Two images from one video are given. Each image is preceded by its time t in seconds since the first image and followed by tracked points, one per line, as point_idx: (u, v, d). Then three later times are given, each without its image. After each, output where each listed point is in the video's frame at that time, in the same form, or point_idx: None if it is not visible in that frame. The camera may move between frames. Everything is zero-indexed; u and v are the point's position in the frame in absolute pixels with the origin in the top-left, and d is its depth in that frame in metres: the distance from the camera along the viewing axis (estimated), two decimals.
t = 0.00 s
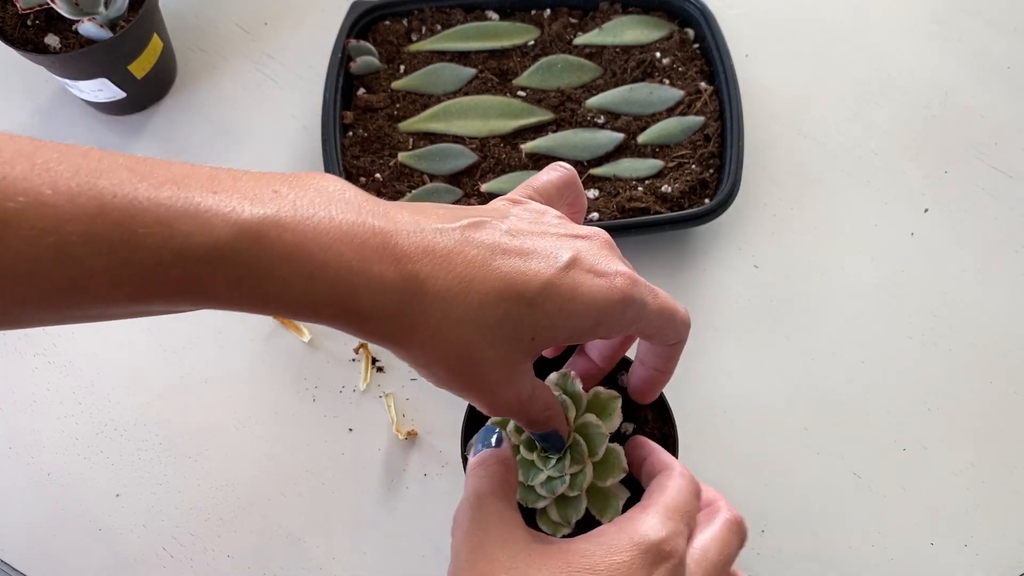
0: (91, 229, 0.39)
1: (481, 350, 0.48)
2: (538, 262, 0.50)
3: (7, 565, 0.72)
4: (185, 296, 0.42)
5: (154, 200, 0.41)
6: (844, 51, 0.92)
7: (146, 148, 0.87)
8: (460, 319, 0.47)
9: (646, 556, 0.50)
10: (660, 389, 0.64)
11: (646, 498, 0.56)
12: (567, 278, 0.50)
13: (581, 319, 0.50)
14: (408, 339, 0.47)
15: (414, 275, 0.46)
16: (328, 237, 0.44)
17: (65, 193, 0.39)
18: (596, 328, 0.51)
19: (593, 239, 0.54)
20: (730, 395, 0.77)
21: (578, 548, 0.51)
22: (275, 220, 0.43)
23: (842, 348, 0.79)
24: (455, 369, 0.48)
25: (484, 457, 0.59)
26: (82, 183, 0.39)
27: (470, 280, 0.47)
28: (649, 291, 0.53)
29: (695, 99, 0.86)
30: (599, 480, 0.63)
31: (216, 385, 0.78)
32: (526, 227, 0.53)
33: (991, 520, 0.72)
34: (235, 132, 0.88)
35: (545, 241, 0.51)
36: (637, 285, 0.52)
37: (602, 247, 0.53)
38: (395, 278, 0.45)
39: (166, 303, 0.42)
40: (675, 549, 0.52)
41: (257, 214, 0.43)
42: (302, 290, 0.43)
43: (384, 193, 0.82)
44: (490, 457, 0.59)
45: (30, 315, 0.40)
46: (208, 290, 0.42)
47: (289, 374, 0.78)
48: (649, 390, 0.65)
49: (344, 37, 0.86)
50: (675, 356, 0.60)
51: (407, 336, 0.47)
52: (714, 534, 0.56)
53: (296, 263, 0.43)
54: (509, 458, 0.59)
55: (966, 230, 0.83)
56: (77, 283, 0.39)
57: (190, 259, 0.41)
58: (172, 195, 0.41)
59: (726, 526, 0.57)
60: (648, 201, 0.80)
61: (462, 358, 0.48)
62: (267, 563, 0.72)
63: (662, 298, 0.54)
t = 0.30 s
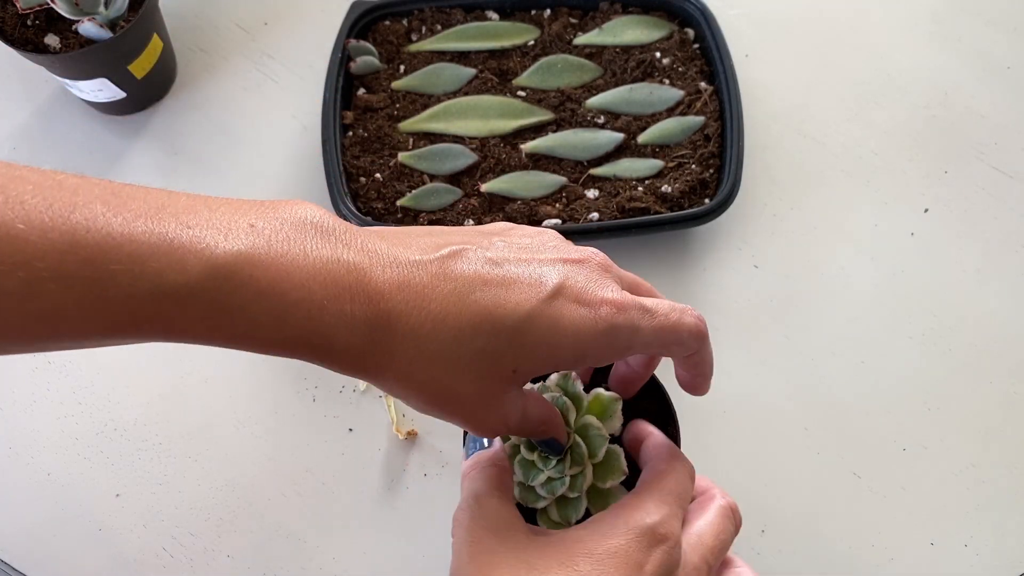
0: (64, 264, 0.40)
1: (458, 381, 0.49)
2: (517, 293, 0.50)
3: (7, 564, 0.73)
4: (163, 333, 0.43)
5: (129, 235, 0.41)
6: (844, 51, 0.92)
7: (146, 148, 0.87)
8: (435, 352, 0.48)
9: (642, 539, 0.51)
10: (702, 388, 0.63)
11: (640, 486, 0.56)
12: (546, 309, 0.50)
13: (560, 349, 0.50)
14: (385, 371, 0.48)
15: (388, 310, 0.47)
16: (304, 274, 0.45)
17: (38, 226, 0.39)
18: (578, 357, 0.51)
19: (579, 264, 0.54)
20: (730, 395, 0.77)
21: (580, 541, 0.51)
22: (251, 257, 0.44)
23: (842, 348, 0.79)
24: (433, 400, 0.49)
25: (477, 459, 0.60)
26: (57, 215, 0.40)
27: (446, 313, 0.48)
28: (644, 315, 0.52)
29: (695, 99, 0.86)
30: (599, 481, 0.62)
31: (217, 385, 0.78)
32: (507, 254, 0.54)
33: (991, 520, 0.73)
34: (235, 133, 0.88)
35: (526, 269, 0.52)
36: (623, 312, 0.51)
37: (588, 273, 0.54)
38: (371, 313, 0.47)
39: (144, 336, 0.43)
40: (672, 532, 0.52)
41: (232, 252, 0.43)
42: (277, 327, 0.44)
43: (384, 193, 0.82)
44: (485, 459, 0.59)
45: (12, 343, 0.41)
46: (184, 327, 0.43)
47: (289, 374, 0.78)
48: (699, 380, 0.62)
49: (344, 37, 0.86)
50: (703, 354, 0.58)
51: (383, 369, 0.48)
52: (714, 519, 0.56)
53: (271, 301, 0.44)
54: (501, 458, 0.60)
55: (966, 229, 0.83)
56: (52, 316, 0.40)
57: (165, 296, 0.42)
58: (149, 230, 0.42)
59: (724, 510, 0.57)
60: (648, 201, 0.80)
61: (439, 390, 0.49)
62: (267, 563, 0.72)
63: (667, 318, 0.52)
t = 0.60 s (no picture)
0: (77, 268, 0.39)
1: (470, 383, 0.49)
2: (529, 296, 0.50)
3: (7, 564, 0.73)
4: (176, 336, 0.43)
5: (142, 237, 0.41)
6: (844, 51, 0.92)
7: (146, 148, 0.87)
8: (448, 355, 0.48)
9: (650, 543, 0.51)
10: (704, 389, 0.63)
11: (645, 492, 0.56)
12: (558, 312, 0.50)
13: (572, 353, 0.51)
14: (398, 373, 0.48)
15: (401, 312, 0.47)
16: (317, 277, 0.45)
17: (52, 229, 0.39)
18: (588, 361, 0.52)
19: (591, 267, 0.54)
20: (730, 395, 0.77)
21: (587, 545, 0.51)
22: (265, 259, 0.44)
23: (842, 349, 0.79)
24: (445, 402, 0.49)
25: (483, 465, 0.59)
26: (70, 218, 0.40)
27: (459, 316, 0.48)
28: (651, 320, 0.53)
29: (695, 99, 0.86)
30: (603, 480, 0.62)
31: (217, 385, 0.78)
32: (520, 257, 0.54)
33: (992, 520, 0.72)
34: (236, 133, 0.88)
35: (539, 272, 0.52)
36: (634, 318, 0.52)
37: (597, 276, 0.54)
38: (385, 315, 0.47)
39: (154, 339, 0.43)
40: (680, 536, 0.52)
41: (246, 255, 0.43)
42: (291, 329, 0.44)
43: (384, 193, 0.82)
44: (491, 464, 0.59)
45: (19, 347, 0.40)
46: (197, 329, 0.43)
47: (289, 374, 0.78)
48: (701, 385, 0.62)
49: (344, 37, 0.86)
50: (707, 361, 0.59)
51: (396, 372, 0.48)
52: (711, 531, 0.57)
53: (286, 304, 0.44)
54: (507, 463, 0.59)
55: (966, 229, 0.83)
56: (63, 319, 0.40)
57: (179, 299, 0.41)
58: (162, 233, 0.42)
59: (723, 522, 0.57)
60: (648, 201, 0.80)
61: (452, 392, 0.49)
62: (267, 563, 0.72)
63: (670, 322, 0.54)
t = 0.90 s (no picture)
0: (85, 261, 0.39)
1: (475, 379, 0.49)
2: (535, 293, 0.51)
3: (7, 564, 0.73)
4: (182, 329, 0.43)
5: (151, 231, 0.41)
6: (844, 51, 0.92)
7: (146, 148, 0.87)
8: (454, 351, 0.48)
9: (649, 542, 0.51)
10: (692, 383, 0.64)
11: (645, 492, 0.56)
12: (563, 309, 0.51)
13: (576, 350, 0.51)
14: (403, 368, 0.48)
15: (408, 307, 0.47)
16: (326, 272, 0.45)
17: (60, 222, 0.39)
18: (591, 358, 0.52)
19: (593, 267, 0.55)
20: (730, 395, 0.77)
21: (587, 541, 0.51)
22: (274, 254, 0.44)
23: (842, 348, 0.79)
24: (451, 397, 0.49)
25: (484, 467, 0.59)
26: (78, 211, 0.40)
27: (466, 312, 0.48)
28: (648, 321, 0.54)
29: (695, 100, 0.86)
30: (606, 474, 0.62)
31: (217, 384, 0.78)
32: (525, 254, 0.54)
33: (991, 520, 0.73)
34: (236, 133, 0.88)
35: (544, 269, 0.53)
36: (633, 318, 0.53)
37: (600, 276, 0.55)
38: (393, 310, 0.47)
39: (159, 333, 0.43)
40: (678, 537, 0.52)
41: (255, 249, 0.43)
42: (297, 323, 0.44)
43: (384, 193, 0.82)
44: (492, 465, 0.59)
45: (23, 342, 0.40)
46: (204, 322, 0.43)
47: (289, 374, 0.78)
48: (687, 380, 0.64)
49: (344, 37, 0.86)
50: (694, 361, 0.61)
51: (402, 367, 0.48)
52: (703, 539, 0.57)
53: (293, 298, 0.44)
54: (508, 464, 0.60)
55: (966, 229, 0.83)
56: (69, 313, 0.40)
57: (187, 292, 0.42)
58: (171, 227, 0.42)
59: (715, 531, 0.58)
60: (648, 201, 0.80)
61: (456, 387, 0.49)
62: (267, 563, 0.72)
63: (665, 322, 0.55)
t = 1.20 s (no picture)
0: (78, 258, 0.39)
1: (468, 377, 0.49)
2: (527, 292, 0.51)
3: (7, 564, 0.73)
4: (174, 326, 0.43)
5: (144, 228, 0.41)
6: (844, 51, 0.92)
7: (146, 148, 0.87)
8: (446, 349, 0.48)
9: (649, 548, 0.50)
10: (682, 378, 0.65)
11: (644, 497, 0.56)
12: (555, 307, 0.51)
13: (569, 348, 0.51)
14: (396, 367, 0.48)
15: (401, 305, 0.47)
16: (318, 270, 0.45)
17: (54, 220, 0.39)
18: (585, 356, 0.52)
19: (583, 266, 0.55)
20: (730, 395, 0.77)
21: (587, 542, 0.51)
22: (267, 252, 0.44)
23: (842, 348, 0.79)
24: (444, 396, 0.49)
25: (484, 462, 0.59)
26: (71, 210, 0.40)
27: (458, 310, 0.49)
28: (640, 317, 0.53)
29: (695, 99, 0.86)
30: (604, 472, 0.62)
31: (217, 384, 0.78)
32: (516, 255, 0.54)
33: (991, 520, 0.72)
34: (236, 133, 0.88)
35: (535, 269, 0.53)
36: (624, 314, 0.53)
37: (591, 275, 0.55)
38: (385, 307, 0.47)
39: (152, 331, 0.43)
40: (678, 545, 0.52)
41: (247, 246, 0.43)
42: (289, 320, 0.44)
43: (384, 193, 0.82)
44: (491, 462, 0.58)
45: (16, 339, 0.40)
46: (197, 319, 0.43)
47: (288, 375, 0.78)
48: (678, 377, 0.64)
49: (344, 37, 0.86)
50: (687, 357, 0.61)
51: (394, 366, 0.48)
52: (701, 548, 0.57)
53: (286, 295, 0.44)
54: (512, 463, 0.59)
55: (966, 229, 0.83)
56: (62, 310, 0.39)
57: (179, 289, 0.42)
58: (164, 224, 0.42)
59: (713, 540, 0.57)
60: (648, 201, 0.80)
61: (449, 386, 0.49)
62: (267, 563, 0.72)
63: (658, 319, 0.55)
